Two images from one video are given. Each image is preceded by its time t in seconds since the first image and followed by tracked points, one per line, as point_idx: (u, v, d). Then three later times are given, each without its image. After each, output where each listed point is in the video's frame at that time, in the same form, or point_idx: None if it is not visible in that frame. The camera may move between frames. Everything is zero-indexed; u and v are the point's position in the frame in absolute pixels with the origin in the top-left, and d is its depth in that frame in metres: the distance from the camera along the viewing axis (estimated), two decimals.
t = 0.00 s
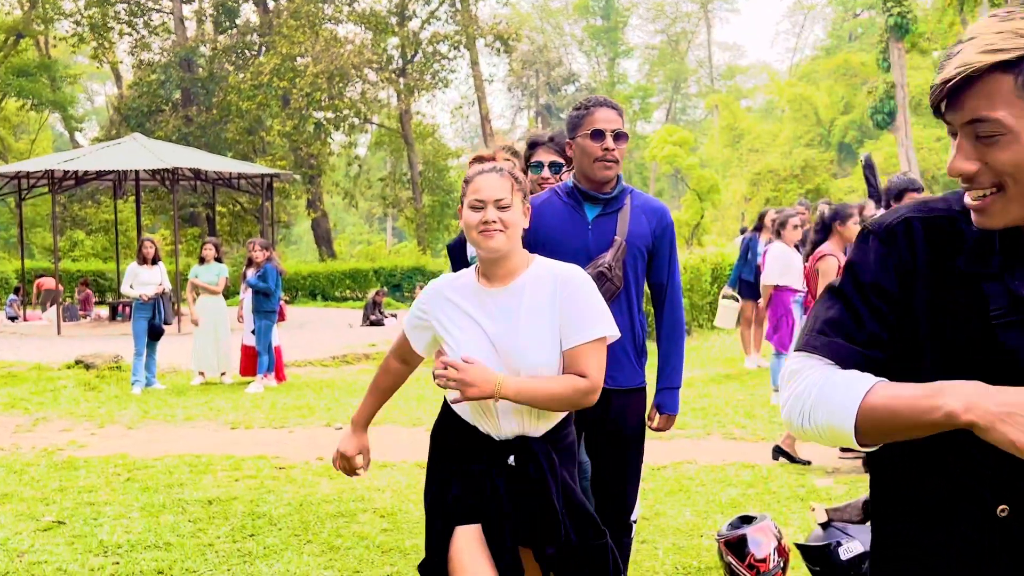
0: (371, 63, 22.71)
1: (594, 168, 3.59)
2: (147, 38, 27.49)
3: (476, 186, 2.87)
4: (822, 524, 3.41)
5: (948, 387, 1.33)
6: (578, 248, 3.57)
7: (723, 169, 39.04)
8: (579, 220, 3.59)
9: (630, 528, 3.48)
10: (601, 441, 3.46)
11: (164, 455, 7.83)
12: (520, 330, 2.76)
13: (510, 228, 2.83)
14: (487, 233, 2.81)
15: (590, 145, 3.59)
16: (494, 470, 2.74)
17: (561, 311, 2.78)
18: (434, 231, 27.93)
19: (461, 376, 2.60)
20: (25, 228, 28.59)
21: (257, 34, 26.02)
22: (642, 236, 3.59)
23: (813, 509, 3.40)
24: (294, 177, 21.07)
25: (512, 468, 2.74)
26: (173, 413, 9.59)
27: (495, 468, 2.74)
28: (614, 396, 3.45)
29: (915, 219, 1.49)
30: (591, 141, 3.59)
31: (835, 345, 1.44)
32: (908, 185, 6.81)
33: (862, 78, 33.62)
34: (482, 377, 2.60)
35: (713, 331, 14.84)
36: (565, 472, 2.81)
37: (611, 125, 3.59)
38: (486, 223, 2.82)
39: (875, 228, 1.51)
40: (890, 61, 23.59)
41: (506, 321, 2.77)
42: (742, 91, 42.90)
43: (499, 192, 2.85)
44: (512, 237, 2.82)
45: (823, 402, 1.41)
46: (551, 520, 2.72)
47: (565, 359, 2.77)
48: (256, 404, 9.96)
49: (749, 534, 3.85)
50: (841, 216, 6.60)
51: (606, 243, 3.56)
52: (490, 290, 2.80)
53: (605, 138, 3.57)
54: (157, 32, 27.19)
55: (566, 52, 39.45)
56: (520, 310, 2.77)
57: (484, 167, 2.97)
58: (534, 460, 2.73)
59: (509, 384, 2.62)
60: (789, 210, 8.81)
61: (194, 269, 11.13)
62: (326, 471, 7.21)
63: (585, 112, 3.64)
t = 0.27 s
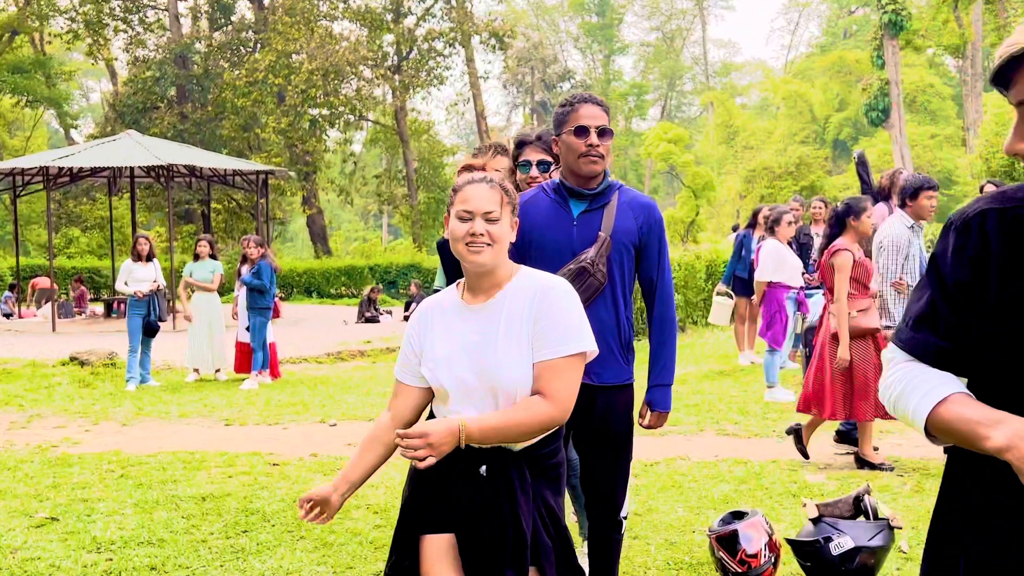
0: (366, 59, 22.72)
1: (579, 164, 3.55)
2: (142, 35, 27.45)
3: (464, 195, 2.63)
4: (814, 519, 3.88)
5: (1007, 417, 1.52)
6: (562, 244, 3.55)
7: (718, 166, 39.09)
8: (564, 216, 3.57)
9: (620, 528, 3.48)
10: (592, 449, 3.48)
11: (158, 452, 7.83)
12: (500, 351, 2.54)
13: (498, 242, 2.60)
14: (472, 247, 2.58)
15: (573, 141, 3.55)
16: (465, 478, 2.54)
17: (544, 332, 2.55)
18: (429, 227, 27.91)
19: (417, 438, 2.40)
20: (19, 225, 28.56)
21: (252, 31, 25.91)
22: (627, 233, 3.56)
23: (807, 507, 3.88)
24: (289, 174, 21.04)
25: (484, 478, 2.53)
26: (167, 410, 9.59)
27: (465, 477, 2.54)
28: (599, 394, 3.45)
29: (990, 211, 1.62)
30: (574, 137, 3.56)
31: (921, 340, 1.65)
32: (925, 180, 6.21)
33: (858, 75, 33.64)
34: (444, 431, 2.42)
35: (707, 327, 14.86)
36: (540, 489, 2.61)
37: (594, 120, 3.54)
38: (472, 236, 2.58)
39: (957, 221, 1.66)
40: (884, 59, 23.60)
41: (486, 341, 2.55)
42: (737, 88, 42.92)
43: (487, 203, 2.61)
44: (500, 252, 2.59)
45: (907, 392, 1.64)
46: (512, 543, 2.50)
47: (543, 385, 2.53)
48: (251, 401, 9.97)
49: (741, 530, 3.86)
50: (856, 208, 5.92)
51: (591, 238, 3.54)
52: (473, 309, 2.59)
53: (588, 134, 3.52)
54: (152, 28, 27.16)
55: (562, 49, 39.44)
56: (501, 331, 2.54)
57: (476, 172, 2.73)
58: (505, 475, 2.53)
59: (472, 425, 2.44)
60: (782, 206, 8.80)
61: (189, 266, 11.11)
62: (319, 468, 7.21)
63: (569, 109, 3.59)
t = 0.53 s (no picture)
0: (363, 57, 22.70)
1: (560, 163, 3.47)
2: (139, 32, 27.42)
3: (459, 167, 2.51)
4: (807, 516, 3.90)
5: None
6: (546, 244, 3.46)
7: (715, 162, 39.11)
8: (546, 216, 3.49)
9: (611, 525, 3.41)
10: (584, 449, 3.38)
11: (154, 449, 7.82)
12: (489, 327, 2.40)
13: (493, 219, 2.49)
14: (467, 222, 2.46)
15: (555, 141, 3.48)
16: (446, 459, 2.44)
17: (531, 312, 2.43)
18: (426, 225, 27.89)
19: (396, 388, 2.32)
20: (15, 221, 28.52)
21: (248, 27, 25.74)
22: (612, 230, 3.46)
23: (800, 504, 3.89)
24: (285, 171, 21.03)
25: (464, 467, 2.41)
26: (163, 407, 9.59)
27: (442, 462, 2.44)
28: (586, 394, 3.35)
29: None
30: (556, 138, 3.49)
31: (998, 305, 1.96)
32: (943, 171, 6.09)
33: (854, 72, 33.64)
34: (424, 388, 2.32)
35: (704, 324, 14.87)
36: (522, 475, 2.42)
37: (575, 120, 3.49)
38: (467, 210, 2.46)
39: None
40: (881, 56, 23.62)
41: (474, 315, 2.41)
42: (734, 85, 42.92)
43: (484, 176, 2.49)
44: (494, 231, 2.48)
45: (980, 348, 1.94)
46: (481, 529, 2.34)
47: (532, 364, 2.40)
48: (247, 398, 9.96)
49: (735, 526, 3.87)
50: (871, 203, 5.69)
51: (574, 237, 3.44)
52: (459, 284, 2.45)
53: (570, 133, 3.47)
54: (149, 25, 27.14)
55: (559, 46, 39.43)
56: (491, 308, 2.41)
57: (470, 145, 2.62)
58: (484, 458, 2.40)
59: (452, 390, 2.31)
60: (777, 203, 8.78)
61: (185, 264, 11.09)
62: (315, 464, 7.21)
63: (550, 109, 3.53)
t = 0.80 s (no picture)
0: (361, 55, 22.65)
1: (547, 161, 3.40)
2: (137, 29, 27.39)
3: (453, 152, 2.49)
4: (806, 514, 3.91)
5: None
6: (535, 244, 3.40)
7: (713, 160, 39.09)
8: (536, 215, 3.43)
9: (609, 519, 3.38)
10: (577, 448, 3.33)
11: (153, 447, 7.82)
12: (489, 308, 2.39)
13: (490, 204, 2.47)
14: (464, 208, 2.44)
15: (541, 138, 3.40)
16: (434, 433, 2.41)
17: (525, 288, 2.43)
18: (424, 222, 27.86)
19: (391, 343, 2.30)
20: (14, 219, 28.48)
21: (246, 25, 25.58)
22: (601, 229, 3.40)
23: (798, 501, 3.90)
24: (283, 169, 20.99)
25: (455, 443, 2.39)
26: (162, 405, 9.58)
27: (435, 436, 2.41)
28: (578, 393, 3.29)
29: None
30: (542, 134, 3.40)
31: None
32: (958, 166, 6.06)
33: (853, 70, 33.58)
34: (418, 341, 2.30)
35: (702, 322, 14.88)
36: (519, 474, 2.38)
37: (562, 116, 3.39)
38: (464, 197, 2.45)
39: None
40: (879, 54, 23.59)
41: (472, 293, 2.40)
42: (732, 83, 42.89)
43: (479, 161, 2.48)
44: (491, 216, 2.47)
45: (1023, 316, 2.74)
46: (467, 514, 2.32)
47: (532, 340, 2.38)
48: (245, 395, 9.97)
49: (732, 524, 3.88)
50: (884, 200, 5.66)
51: (564, 236, 3.39)
52: (457, 263, 2.44)
53: (556, 129, 3.37)
54: (147, 23, 27.09)
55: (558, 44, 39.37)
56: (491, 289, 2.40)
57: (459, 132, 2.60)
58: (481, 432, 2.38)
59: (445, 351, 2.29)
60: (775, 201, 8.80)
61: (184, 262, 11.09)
62: (313, 462, 7.22)
63: (536, 105, 3.44)
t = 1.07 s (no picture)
0: (360, 51, 22.60)
1: (532, 157, 3.32)
2: (135, 26, 27.36)
3: (443, 183, 2.34)
4: (805, 511, 3.90)
5: None
6: (522, 241, 3.31)
7: (712, 156, 39.08)
8: (521, 212, 3.34)
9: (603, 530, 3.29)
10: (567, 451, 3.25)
11: (151, 444, 7.81)
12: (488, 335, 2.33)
13: (487, 231, 2.35)
14: (460, 238, 2.31)
15: (527, 135, 3.31)
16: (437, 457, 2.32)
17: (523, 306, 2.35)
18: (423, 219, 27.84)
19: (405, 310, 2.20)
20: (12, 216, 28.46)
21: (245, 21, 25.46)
22: (589, 224, 3.33)
23: (798, 498, 3.90)
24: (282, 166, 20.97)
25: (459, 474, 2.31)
26: (160, 402, 9.57)
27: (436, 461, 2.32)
28: (569, 391, 3.22)
29: None
30: (528, 131, 3.31)
31: None
32: (976, 159, 6.19)
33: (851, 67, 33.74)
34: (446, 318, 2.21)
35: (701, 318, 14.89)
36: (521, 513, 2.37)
37: (548, 112, 3.31)
38: (458, 228, 2.31)
39: None
40: (878, 50, 23.58)
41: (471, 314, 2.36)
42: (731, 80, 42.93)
43: (471, 190, 2.34)
44: (488, 243, 2.34)
45: None
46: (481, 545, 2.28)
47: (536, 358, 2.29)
48: (244, 392, 9.97)
49: (731, 520, 3.88)
50: (905, 196, 5.74)
51: (551, 233, 3.30)
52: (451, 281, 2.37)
53: (540, 127, 3.29)
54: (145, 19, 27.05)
55: (555, 40, 39.40)
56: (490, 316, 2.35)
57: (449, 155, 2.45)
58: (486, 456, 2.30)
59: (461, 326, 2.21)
60: (774, 198, 8.78)
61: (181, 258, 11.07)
62: (312, 459, 7.21)
63: (520, 102, 3.37)
